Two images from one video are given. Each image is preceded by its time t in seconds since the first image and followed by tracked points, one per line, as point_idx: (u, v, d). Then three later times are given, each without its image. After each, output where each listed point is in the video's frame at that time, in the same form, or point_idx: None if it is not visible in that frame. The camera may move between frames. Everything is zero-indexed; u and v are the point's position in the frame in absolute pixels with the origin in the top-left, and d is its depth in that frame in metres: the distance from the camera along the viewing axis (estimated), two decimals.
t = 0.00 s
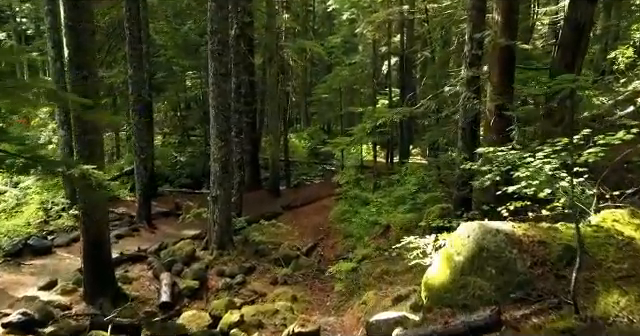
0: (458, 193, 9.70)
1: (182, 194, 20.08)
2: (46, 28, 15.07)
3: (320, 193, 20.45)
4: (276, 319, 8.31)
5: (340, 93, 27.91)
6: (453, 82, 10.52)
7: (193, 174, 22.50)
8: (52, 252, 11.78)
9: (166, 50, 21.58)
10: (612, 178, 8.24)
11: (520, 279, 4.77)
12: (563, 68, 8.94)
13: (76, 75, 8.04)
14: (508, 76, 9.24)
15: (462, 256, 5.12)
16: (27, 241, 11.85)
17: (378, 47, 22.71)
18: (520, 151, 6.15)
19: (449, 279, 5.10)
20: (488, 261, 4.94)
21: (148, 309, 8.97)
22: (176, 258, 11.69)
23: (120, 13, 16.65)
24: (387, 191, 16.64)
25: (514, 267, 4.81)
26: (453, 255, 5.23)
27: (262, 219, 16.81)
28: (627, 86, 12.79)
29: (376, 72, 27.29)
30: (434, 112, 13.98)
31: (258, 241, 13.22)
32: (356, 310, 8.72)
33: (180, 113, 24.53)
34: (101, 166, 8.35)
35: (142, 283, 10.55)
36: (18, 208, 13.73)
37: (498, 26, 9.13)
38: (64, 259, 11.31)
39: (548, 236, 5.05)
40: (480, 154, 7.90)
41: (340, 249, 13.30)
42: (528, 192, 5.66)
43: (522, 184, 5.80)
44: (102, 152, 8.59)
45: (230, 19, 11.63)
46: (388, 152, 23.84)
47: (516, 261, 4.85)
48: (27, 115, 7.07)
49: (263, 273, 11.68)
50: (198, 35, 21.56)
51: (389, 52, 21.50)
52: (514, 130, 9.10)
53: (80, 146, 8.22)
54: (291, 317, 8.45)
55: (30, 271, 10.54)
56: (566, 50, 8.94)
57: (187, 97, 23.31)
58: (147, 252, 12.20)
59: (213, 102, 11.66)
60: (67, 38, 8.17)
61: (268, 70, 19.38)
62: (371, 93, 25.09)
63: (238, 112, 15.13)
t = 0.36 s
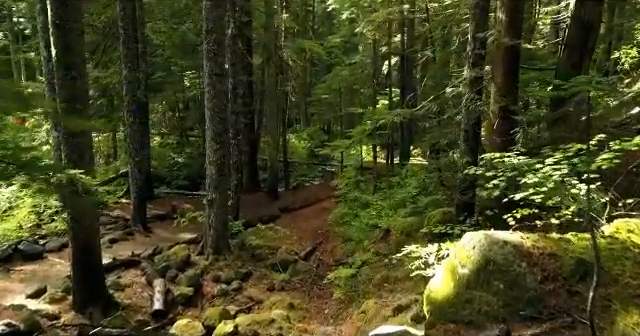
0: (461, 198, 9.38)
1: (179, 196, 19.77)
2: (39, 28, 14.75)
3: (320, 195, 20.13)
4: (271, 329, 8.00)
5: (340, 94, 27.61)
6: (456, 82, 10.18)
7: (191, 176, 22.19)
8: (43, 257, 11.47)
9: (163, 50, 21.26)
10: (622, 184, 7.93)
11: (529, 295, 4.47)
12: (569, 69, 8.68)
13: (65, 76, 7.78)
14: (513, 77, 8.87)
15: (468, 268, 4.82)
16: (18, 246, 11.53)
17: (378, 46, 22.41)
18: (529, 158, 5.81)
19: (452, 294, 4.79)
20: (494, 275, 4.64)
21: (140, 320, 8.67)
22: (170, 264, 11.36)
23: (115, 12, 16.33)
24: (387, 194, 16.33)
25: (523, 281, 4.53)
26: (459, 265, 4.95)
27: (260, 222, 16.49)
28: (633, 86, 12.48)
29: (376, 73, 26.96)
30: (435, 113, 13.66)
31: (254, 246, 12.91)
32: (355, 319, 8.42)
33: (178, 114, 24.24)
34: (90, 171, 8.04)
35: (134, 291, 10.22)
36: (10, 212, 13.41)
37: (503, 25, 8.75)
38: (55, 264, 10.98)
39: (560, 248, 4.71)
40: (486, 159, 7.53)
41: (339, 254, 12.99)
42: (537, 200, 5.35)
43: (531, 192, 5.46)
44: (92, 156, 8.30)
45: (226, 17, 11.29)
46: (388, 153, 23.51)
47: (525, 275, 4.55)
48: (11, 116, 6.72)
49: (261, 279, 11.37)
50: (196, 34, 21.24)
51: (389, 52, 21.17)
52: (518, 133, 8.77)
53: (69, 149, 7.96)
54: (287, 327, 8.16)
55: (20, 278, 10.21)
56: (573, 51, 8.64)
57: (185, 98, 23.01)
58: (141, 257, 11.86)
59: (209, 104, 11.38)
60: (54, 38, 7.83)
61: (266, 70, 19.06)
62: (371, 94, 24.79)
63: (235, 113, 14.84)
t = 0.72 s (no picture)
0: (464, 202, 9.09)
1: (176, 198, 19.50)
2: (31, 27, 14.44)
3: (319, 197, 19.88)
4: None
5: (340, 94, 27.35)
6: (458, 83, 9.89)
7: (188, 177, 21.91)
8: (34, 262, 11.16)
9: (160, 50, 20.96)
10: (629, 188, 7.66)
11: (539, 310, 4.15)
12: (574, 69, 8.41)
13: (52, 77, 7.51)
14: (517, 77, 8.50)
15: (473, 280, 4.51)
16: (9, 251, 11.23)
17: (378, 46, 22.10)
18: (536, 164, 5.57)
19: (457, 307, 4.50)
20: (502, 288, 4.34)
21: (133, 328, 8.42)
22: (164, 268, 11.08)
23: (110, 11, 16.03)
24: (387, 196, 16.06)
25: (532, 295, 4.23)
26: (462, 276, 4.64)
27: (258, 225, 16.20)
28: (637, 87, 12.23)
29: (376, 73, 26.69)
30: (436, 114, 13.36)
31: (251, 250, 12.65)
32: (354, 328, 8.14)
33: (175, 114, 23.97)
34: (78, 177, 7.75)
35: (127, 298, 9.94)
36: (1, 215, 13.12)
37: (506, 23, 8.41)
38: (46, 270, 10.68)
39: (570, 259, 4.58)
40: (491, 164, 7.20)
41: (337, 258, 12.73)
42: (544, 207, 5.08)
43: (538, 199, 5.18)
44: (80, 159, 8.01)
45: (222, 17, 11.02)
46: (388, 154, 23.25)
47: (535, 289, 4.28)
48: None
49: (257, 284, 11.12)
50: (194, 34, 20.95)
51: (389, 52, 20.89)
52: (522, 135, 8.49)
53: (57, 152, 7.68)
54: None
55: (9, 284, 9.93)
56: (579, 52, 8.36)
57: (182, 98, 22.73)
58: (135, 262, 11.57)
59: (204, 105, 11.12)
60: (41, 38, 7.54)
61: (264, 70, 18.75)
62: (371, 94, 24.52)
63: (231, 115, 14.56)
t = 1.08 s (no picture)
0: (466, 206, 8.80)
1: (173, 200, 19.20)
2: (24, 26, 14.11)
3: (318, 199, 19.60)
4: None
5: (339, 95, 27.04)
6: (460, 84, 9.59)
7: (186, 179, 21.61)
8: (24, 268, 10.87)
9: (157, 50, 20.65)
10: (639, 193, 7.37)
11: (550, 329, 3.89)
12: (581, 69, 8.12)
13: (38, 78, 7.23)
14: (522, 77, 8.22)
15: (479, 294, 4.22)
16: None
17: (378, 46, 21.79)
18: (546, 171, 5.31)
19: (461, 324, 4.19)
20: (510, 304, 4.07)
21: None
22: (157, 273, 10.78)
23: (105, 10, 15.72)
24: (387, 198, 15.77)
25: (543, 313, 3.96)
26: (467, 288, 4.34)
27: (255, 228, 15.90)
28: None
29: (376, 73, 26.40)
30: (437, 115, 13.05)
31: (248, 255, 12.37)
32: None
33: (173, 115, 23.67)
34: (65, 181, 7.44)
35: (119, 305, 9.65)
36: None
37: (510, 22, 8.14)
38: (36, 276, 10.38)
39: (583, 273, 4.26)
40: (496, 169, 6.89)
41: (336, 263, 12.42)
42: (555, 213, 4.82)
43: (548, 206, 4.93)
44: (68, 163, 7.70)
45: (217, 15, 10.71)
46: (388, 155, 22.95)
47: (546, 306, 4.00)
48: None
49: (253, 290, 10.81)
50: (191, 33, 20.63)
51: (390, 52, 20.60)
52: (527, 137, 8.24)
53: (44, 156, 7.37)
54: None
55: None
56: (586, 52, 8.07)
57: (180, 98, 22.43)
58: (128, 267, 11.26)
59: (199, 106, 10.81)
60: (26, 36, 7.24)
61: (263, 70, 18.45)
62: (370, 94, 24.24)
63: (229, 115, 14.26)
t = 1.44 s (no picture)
0: (469, 211, 8.49)
1: (169, 202, 18.87)
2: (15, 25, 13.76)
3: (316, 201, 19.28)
4: None
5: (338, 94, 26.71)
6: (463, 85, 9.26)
7: (182, 180, 21.28)
8: (13, 273, 10.55)
9: (153, 50, 20.27)
10: None
11: None
12: (588, 69, 7.81)
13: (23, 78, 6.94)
14: (527, 78, 7.92)
15: (486, 311, 3.77)
16: None
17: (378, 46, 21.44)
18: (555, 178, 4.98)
19: None
20: (521, 323, 3.65)
21: None
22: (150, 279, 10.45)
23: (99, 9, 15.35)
24: (386, 201, 15.44)
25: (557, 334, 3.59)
26: (473, 305, 3.89)
27: (252, 231, 15.57)
28: None
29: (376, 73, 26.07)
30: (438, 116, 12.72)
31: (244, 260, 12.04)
32: None
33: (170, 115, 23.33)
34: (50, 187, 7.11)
35: (110, 314, 9.34)
36: None
37: (515, 20, 7.83)
38: (25, 283, 10.05)
39: (599, 291, 3.94)
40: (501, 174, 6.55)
41: (335, 268, 12.10)
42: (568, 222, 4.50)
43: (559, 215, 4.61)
44: (53, 168, 7.38)
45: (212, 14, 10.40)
46: (388, 156, 22.62)
47: (560, 326, 3.64)
48: None
49: (249, 296, 10.49)
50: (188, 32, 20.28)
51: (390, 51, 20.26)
52: (532, 140, 7.95)
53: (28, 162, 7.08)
54: None
55: None
56: (594, 51, 7.76)
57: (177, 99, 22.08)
58: (120, 273, 10.95)
59: (193, 107, 10.49)
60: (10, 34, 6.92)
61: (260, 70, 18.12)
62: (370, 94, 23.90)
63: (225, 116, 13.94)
